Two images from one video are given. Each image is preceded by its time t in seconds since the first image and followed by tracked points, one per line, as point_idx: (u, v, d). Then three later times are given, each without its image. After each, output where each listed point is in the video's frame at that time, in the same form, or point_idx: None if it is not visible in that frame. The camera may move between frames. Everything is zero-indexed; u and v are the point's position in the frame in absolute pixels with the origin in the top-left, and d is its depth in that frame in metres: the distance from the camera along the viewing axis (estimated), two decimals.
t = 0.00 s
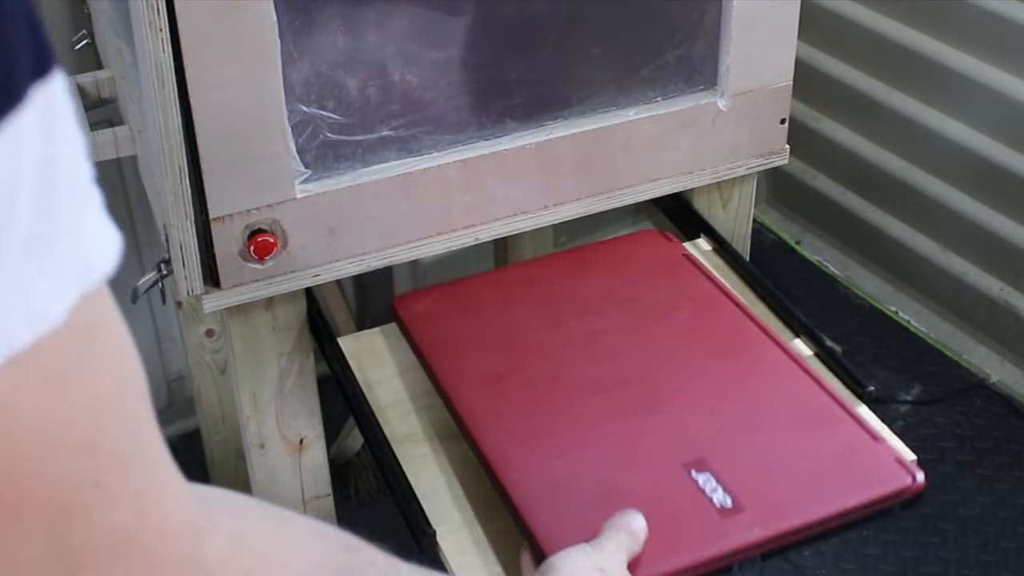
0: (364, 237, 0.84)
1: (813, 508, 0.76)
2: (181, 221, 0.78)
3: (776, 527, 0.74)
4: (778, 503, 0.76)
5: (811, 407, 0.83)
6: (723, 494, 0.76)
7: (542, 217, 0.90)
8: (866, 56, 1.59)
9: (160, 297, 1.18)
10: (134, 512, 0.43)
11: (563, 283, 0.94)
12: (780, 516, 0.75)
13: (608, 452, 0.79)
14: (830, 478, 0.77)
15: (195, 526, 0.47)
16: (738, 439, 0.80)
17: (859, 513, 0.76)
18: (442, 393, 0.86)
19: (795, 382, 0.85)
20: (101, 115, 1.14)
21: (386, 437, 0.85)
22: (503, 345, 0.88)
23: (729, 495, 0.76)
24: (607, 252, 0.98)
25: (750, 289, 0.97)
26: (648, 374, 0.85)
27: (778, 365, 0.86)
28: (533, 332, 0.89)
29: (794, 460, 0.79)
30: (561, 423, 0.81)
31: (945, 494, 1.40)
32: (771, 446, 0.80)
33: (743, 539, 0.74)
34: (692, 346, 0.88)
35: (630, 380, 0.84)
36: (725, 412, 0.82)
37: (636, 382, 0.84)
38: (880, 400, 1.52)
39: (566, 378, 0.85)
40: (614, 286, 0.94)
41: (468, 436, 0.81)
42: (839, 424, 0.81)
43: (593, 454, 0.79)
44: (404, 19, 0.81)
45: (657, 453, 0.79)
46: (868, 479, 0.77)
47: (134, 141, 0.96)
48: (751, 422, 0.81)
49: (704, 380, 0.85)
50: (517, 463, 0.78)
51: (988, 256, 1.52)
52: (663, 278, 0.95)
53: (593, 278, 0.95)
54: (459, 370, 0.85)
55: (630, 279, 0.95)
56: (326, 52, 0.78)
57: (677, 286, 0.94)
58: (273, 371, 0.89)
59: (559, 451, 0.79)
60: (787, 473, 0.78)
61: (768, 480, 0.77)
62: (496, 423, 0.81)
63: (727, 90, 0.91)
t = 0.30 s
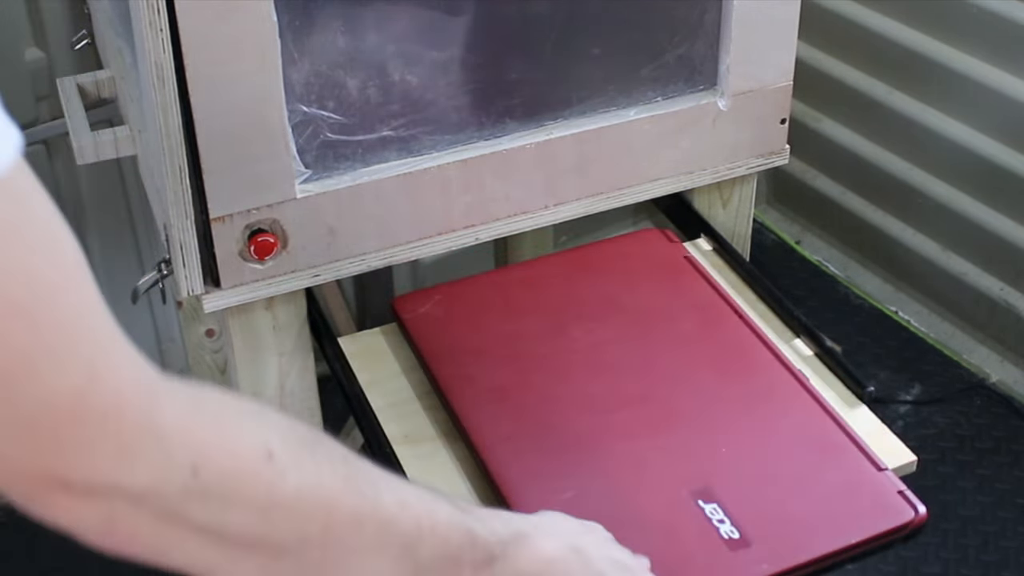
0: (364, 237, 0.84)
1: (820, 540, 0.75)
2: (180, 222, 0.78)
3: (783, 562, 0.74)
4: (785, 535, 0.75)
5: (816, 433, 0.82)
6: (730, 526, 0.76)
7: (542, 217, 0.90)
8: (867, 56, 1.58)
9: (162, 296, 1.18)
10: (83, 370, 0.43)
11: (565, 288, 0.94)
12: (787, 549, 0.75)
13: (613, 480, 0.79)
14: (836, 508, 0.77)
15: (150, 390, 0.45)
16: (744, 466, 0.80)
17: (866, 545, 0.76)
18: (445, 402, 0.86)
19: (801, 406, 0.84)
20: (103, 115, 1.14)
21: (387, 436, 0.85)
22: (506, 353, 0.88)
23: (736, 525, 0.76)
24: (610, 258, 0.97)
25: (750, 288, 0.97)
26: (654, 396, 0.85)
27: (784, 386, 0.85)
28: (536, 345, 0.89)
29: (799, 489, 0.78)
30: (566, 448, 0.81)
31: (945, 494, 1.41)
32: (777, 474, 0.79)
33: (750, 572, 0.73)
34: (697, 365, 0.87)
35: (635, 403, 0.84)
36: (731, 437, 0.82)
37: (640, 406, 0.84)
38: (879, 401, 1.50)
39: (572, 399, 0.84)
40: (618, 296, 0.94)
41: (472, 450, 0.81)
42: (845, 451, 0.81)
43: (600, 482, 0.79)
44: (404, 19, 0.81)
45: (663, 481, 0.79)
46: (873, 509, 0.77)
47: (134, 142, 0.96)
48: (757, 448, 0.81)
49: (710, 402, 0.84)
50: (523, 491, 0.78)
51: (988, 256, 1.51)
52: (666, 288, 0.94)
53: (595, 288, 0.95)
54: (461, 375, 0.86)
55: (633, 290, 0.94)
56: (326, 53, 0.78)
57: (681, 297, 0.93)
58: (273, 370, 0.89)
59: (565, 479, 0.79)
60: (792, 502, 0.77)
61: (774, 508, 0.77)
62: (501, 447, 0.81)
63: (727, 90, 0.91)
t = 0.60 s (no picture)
0: (364, 237, 0.84)
1: (822, 539, 0.75)
2: (180, 222, 0.78)
3: (785, 561, 0.74)
4: (786, 534, 0.75)
5: (816, 433, 0.82)
6: (731, 526, 0.76)
7: (542, 217, 0.90)
8: (867, 55, 1.58)
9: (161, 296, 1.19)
10: None
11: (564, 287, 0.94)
12: (788, 549, 0.74)
13: (615, 481, 0.79)
14: (836, 507, 0.77)
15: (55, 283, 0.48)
16: (744, 466, 0.80)
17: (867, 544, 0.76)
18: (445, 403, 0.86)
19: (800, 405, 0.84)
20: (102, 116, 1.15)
21: (387, 437, 0.85)
22: (506, 353, 0.88)
23: (737, 525, 0.76)
24: (609, 257, 0.97)
25: (750, 289, 0.97)
26: (654, 396, 0.85)
27: (784, 385, 0.86)
28: (536, 345, 0.89)
29: (800, 488, 0.78)
30: (567, 449, 0.81)
31: (945, 494, 1.40)
32: (777, 473, 0.79)
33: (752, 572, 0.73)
34: (697, 365, 0.87)
35: (635, 403, 0.84)
36: (731, 437, 0.82)
37: (641, 405, 0.84)
38: (879, 401, 1.51)
39: (572, 399, 0.84)
40: (617, 296, 0.94)
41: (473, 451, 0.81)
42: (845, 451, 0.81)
43: (601, 482, 0.79)
44: (404, 19, 0.81)
45: (664, 480, 0.79)
46: (874, 509, 0.77)
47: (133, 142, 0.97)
48: (758, 448, 0.81)
49: (710, 402, 0.84)
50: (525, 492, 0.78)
51: (987, 256, 1.51)
52: (665, 288, 0.94)
53: (595, 287, 0.94)
54: (461, 376, 0.86)
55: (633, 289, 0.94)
56: (326, 53, 0.78)
57: (680, 297, 0.93)
58: (273, 370, 0.89)
59: (567, 480, 0.79)
60: (793, 502, 0.77)
61: (775, 508, 0.77)
62: (502, 448, 0.81)
63: (727, 90, 0.91)
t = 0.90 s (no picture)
0: (364, 237, 0.84)
1: (822, 539, 0.75)
2: (181, 222, 0.78)
3: (785, 561, 0.74)
4: (785, 535, 0.75)
5: (817, 433, 0.82)
6: (731, 525, 0.76)
7: (542, 217, 0.90)
8: (867, 55, 1.58)
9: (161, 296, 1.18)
10: None
11: (565, 288, 0.94)
12: (788, 549, 0.74)
13: (615, 481, 0.79)
14: (836, 508, 0.77)
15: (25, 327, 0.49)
16: (743, 466, 0.80)
17: (867, 544, 0.76)
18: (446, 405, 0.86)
19: (800, 405, 0.84)
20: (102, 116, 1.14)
21: (387, 437, 0.85)
22: (506, 353, 0.88)
23: (737, 525, 0.76)
24: (608, 257, 0.97)
25: (750, 289, 0.97)
26: (654, 396, 0.85)
27: (784, 385, 0.85)
28: (536, 345, 0.89)
29: (800, 488, 0.78)
30: (567, 449, 0.81)
31: (945, 494, 1.40)
32: (778, 474, 0.79)
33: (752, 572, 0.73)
34: (698, 365, 0.87)
35: (635, 403, 0.84)
36: (731, 437, 0.82)
37: (641, 405, 0.84)
38: (880, 401, 1.51)
39: (572, 399, 0.84)
40: (616, 294, 0.94)
41: (474, 452, 0.81)
42: (844, 450, 0.81)
43: (602, 482, 0.78)
44: (404, 19, 0.80)
45: (664, 480, 0.79)
46: (874, 509, 0.77)
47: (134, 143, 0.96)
48: (757, 449, 0.81)
49: (711, 402, 0.84)
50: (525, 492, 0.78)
51: (987, 256, 1.51)
52: (665, 288, 0.94)
53: (595, 287, 0.95)
54: (461, 377, 0.86)
55: (632, 289, 0.94)
56: (326, 53, 0.78)
57: (681, 297, 0.93)
58: (272, 370, 0.89)
59: (567, 480, 0.79)
60: (792, 502, 0.77)
61: (775, 508, 0.77)
62: (502, 448, 0.81)
63: (727, 90, 0.91)
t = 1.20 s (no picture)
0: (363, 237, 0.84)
1: (823, 540, 0.75)
2: (181, 224, 0.79)
3: (785, 562, 0.74)
4: (786, 536, 0.75)
5: (818, 433, 0.82)
6: (732, 527, 0.76)
7: (542, 217, 0.90)
8: (867, 55, 1.58)
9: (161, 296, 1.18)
10: None
11: (566, 287, 0.94)
12: (788, 550, 0.74)
13: (615, 481, 0.79)
14: (837, 509, 0.77)
15: (53, 374, 0.49)
16: (744, 466, 0.80)
17: (868, 546, 0.76)
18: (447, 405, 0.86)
19: (801, 404, 0.84)
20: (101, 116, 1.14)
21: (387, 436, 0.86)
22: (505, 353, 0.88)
23: (738, 526, 0.76)
24: (609, 257, 0.97)
25: (750, 288, 0.97)
26: (655, 396, 0.85)
27: (785, 385, 0.85)
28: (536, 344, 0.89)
29: (800, 489, 0.78)
30: (568, 449, 0.81)
31: (945, 495, 1.40)
32: (779, 475, 0.79)
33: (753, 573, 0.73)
34: (699, 365, 0.87)
35: (636, 403, 0.84)
36: (733, 437, 0.82)
37: (643, 405, 0.84)
38: (880, 401, 1.51)
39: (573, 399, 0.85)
40: (617, 294, 0.94)
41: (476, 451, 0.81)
42: (845, 451, 0.81)
43: (603, 483, 0.78)
44: (404, 18, 0.80)
45: (665, 480, 0.79)
46: (875, 510, 0.77)
47: (134, 142, 0.96)
48: (759, 449, 0.81)
49: (712, 402, 0.84)
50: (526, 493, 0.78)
51: (987, 255, 1.50)
52: (665, 287, 0.94)
53: (596, 287, 0.94)
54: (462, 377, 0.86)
55: (633, 289, 0.94)
56: (326, 53, 0.79)
57: (681, 297, 0.93)
58: (273, 369, 0.89)
59: (567, 481, 0.79)
60: (792, 502, 0.77)
61: (776, 509, 0.77)
62: (502, 448, 0.81)
63: (727, 90, 0.91)
